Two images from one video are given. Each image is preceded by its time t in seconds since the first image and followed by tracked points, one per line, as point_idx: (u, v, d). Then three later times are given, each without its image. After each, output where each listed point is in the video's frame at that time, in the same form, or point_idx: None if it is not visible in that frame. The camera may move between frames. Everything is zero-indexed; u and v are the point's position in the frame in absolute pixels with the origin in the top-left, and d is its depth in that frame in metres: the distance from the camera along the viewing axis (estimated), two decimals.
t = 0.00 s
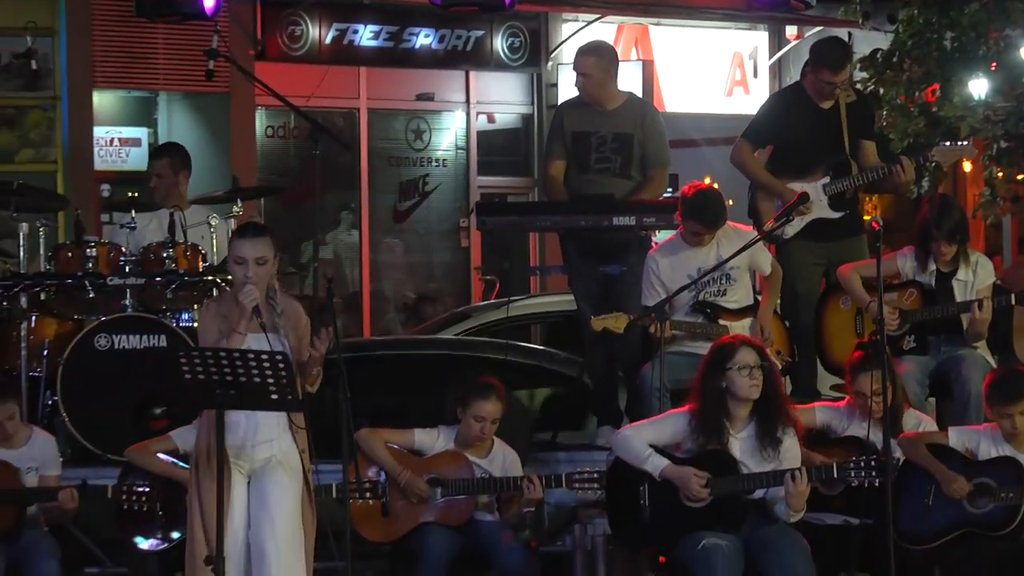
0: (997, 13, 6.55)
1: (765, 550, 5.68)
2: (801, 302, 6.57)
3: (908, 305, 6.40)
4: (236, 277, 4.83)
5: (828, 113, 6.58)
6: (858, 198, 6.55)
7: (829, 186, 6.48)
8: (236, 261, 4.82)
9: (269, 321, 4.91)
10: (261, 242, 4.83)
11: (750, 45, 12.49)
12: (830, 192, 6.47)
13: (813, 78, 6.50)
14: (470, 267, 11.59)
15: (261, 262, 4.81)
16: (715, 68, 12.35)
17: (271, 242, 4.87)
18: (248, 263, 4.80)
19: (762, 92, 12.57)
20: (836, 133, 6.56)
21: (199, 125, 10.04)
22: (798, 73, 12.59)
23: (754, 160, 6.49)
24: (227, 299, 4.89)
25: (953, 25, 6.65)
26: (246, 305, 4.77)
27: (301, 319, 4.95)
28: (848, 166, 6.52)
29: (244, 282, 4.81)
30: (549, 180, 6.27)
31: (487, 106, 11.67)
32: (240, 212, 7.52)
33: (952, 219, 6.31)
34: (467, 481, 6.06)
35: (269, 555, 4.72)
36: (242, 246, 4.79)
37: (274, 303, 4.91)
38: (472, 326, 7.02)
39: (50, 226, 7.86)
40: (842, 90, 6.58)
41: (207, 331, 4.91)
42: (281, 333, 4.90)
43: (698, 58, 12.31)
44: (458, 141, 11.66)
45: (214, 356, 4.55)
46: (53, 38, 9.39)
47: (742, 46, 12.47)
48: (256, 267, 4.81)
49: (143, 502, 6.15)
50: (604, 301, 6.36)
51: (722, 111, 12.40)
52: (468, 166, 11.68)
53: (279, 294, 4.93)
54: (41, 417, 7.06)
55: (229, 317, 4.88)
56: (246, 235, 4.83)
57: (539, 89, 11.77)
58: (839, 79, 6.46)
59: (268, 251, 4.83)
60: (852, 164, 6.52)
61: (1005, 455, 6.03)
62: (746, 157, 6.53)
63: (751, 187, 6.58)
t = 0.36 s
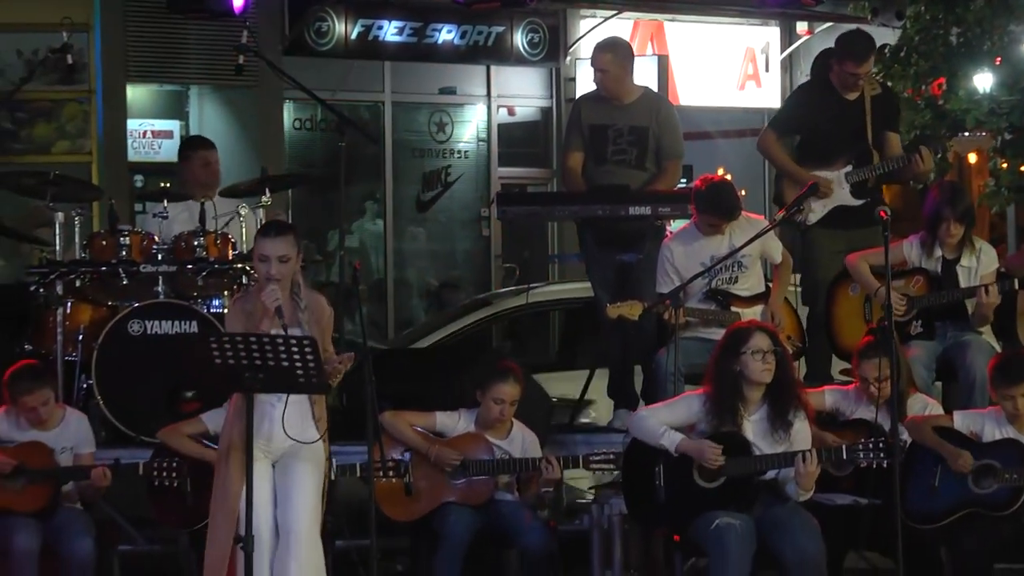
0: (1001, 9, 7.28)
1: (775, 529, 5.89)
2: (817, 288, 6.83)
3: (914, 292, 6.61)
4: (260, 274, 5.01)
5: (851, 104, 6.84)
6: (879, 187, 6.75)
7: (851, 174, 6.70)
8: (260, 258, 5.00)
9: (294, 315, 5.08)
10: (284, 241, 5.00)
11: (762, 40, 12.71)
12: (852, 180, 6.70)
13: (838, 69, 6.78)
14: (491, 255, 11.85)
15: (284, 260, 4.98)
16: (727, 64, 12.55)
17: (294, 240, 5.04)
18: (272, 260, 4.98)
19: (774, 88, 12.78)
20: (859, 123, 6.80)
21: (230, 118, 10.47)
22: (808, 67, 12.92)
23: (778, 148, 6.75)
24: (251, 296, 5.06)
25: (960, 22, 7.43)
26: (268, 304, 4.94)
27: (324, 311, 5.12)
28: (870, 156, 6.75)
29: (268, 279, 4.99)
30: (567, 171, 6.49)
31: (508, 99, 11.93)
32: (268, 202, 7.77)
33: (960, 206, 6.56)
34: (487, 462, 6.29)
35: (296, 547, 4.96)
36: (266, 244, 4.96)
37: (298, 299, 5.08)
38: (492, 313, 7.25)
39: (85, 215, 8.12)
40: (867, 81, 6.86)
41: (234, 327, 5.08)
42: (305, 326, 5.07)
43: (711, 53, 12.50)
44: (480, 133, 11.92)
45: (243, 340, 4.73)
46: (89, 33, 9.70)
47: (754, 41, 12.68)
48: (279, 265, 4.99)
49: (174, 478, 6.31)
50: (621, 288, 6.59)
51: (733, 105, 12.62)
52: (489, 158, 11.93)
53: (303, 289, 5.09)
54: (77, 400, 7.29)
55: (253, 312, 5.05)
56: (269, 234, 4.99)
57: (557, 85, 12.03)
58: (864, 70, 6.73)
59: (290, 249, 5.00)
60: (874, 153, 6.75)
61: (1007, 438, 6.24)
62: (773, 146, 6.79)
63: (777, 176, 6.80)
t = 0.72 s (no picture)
0: (1002, 10, 7.83)
1: (783, 513, 6.09)
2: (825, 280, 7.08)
3: (918, 283, 6.81)
4: (288, 258, 5.20)
5: (873, 100, 7.07)
6: (898, 179, 6.96)
7: (870, 168, 6.91)
8: (288, 243, 5.19)
9: (321, 300, 5.27)
10: (313, 227, 5.20)
11: (772, 39, 13.00)
12: (870, 173, 6.91)
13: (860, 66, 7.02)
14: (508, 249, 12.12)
15: (311, 245, 5.17)
16: (738, 62, 12.85)
17: (322, 227, 5.23)
18: (300, 245, 5.17)
19: (783, 86, 13.08)
20: (880, 118, 7.04)
21: (255, 117, 10.82)
22: (816, 66, 13.13)
23: (800, 143, 6.98)
24: (281, 280, 5.29)
25: (962, 22, 8.04)
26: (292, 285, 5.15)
27: (350, 295, 5.28)
28: (890, 150, 6.95)
29: (296, 263, 5.19)
30: (580, 167, 6.71)
31: (524, 97, 12.15)
32: (293, 197, 8.03)
33: (966, 201, 6.76)
34: (504, 448, 6.52)
35: (332, 544, 5.08)
36: (294, 229, 5.15)
37: (325, 284, 5.27)
38: (510, 305, 7.52)
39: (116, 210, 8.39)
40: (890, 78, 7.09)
41: (262, 309, 5.31)
42: (332, 309, 5.25)
43: (722, 52, 12.78)
44: (497, 131, 12.14)
45: (268, 328, 4.89)
46: (118, 33, 10.03)
47: (763, 40, 12.98)
48: (306, 249, 5.18)
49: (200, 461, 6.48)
50: (633, 279, 6.82)
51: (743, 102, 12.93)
52: (507, 154, 12.17)
53: (330, 274, 5.29)
54: (110, 387, 7.59)
55: (281, 297, 5.27)
56: (298, 220, 5.20)
57: (573, 83, 12.24)
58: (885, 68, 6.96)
59: (317, 234, 5.19)
60: (893, 147, 6.96)
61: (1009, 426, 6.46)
62: (796, 140, 7.03)
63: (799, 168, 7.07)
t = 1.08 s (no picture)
0: (1000, 12, 8.31)
1: (787, 499, 6.31)
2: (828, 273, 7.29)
3: (919, 278, 7.03)
4: (311, 269, 5.41)
5: (882, 100, 7.34)
6: (905, 178, 7.29)
7: (878, 166, 7.19)
8: (311, 254, 5.39)
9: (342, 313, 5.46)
10: (335, 239, 5.36)
11: (777, 40, 13.34)
12: (878, 171, 7.19)
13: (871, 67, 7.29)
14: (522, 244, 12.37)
15: (333, 257, 5.36)
16: (743, 63, 13.22)
17: (346, 239, 5.40)
18: (322, 257, 5.37)
19: (787, 85, 13.43)
20: (890, 118, 7.31)
21: (277, 116, 11.07)
22: (819, 65, 13.48)
23: (813, 141, 7.26)
24: (304, 291, 5.49)
25: (962, 23, 8.53)
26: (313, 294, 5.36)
27: (371, 311, 5.49)
28: (897, 149, 7.22)
29: (318, 274, 5.39)
30: (591, 164, 6.95)
31: (537, 96, 12.42)
32: (314, 192, 8.27)
33: (965, 197, 6.97)
34: (517, 437, 6.75)
35: (351, 541, 5.28)
36: (317, 242, 5.33)
37: (347, 299, 5.46)
38: (523, 298, 7.76)
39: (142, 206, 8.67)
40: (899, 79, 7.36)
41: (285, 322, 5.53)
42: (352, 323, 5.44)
43: (727, 52, 13.16)
44: (512, 129, 12.40)
45: (290, 323, 5.10)
46: (145, 34, 10.54)
47: (769, 41, 13.32)
48: (329, 261, 5.37)
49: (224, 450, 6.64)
50: (642, 273, 7.05)
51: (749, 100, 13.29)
52: (521, 152, 12.41)
53: (351, 288, 5.48)
54: (135, 377, 7.87)
55: (304, 307, 5.48)
56: (322, 232, 5.38)
57: (585, 83, 12.51)
58: (895, 69, 7.23)
59: (340, 247, 5.36)
60: (901, 147, 7.24)
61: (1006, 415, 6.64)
62: (809, 139, 7.29)
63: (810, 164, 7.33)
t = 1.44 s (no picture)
0: (999, 12, 8.16)
1: (792, 485, 6.53)
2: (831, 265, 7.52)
3: (919, 270, 7.25)
4: (331, 251, 5.62)
5: (885, 97, 7.55)
6: (906, 173, 7.53)
7: (880, 162, 7.43)
8: (332, 236, 5.61)
9: (361, 293, 5.68)
10: (357, 223, 5.61)
11: (781, 40, 13.58)
12: (880, 166, 7.43)
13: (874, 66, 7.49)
14: (534, 238, 12.62)
15: (354, 241, 5.59)
16: (748, 63, 13.44)
17: (367, 224, 5.64)
18: (343, 240, 5.59)
19: (791, 85, 13.64)
20: (893, 115, 7.51)
21: (297, 115, 11.40)
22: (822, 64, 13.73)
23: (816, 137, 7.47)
24: (324, 274, 5.70)
25: (960, 24, 8.37)
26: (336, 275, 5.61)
27: (389, 291, 5.71)
28: (900, 144, 7.48)
29: (338, 256, 5.62)
30: (600, 161, 7.18)
31: (548, 94, 12.63)
32: (332, 188, 8.52)
33: (962, 190, 7.17)
34: (528, 424, 7.01)
35: (369, 516, 5.50)
36: (340, 225, 5.57)
37: (366, 280, 5.68)
38: (534, 290, 8.03)
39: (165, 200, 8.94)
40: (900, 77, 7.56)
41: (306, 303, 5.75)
42: (371, 303, 5.67)
43: (733, 52, 13.38)
44: (524, 126, 12.64)
45: (309, 313, 5.30)
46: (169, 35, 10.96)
47: (773, 41, 13.56)
48: (349, 244, 5.60)
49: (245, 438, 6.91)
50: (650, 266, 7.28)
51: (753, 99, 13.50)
52: (532, 149, 12.66)
53: (370, 269, 5.70)
54: (159, 366, 8.07)
55: (324, 289, 5.69)
56: (344, 217, 5.62)
57: (595, 82, 12.70)
58: (897, 68, 7.44)
59: (361, 232, 5.60)
60: (903, 143, 7.47)
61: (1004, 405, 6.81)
62: (813, 135, 7.49)
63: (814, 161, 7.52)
